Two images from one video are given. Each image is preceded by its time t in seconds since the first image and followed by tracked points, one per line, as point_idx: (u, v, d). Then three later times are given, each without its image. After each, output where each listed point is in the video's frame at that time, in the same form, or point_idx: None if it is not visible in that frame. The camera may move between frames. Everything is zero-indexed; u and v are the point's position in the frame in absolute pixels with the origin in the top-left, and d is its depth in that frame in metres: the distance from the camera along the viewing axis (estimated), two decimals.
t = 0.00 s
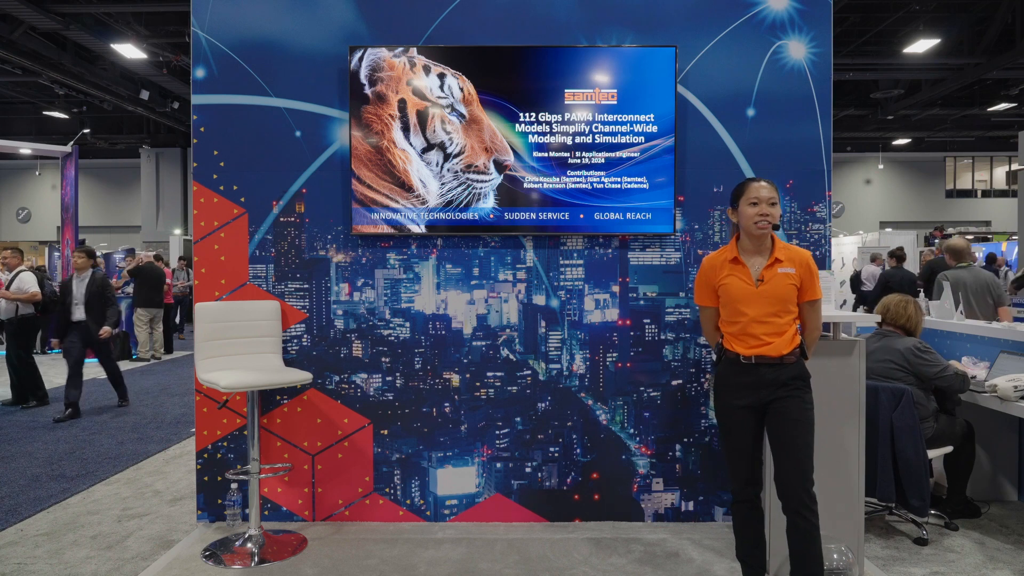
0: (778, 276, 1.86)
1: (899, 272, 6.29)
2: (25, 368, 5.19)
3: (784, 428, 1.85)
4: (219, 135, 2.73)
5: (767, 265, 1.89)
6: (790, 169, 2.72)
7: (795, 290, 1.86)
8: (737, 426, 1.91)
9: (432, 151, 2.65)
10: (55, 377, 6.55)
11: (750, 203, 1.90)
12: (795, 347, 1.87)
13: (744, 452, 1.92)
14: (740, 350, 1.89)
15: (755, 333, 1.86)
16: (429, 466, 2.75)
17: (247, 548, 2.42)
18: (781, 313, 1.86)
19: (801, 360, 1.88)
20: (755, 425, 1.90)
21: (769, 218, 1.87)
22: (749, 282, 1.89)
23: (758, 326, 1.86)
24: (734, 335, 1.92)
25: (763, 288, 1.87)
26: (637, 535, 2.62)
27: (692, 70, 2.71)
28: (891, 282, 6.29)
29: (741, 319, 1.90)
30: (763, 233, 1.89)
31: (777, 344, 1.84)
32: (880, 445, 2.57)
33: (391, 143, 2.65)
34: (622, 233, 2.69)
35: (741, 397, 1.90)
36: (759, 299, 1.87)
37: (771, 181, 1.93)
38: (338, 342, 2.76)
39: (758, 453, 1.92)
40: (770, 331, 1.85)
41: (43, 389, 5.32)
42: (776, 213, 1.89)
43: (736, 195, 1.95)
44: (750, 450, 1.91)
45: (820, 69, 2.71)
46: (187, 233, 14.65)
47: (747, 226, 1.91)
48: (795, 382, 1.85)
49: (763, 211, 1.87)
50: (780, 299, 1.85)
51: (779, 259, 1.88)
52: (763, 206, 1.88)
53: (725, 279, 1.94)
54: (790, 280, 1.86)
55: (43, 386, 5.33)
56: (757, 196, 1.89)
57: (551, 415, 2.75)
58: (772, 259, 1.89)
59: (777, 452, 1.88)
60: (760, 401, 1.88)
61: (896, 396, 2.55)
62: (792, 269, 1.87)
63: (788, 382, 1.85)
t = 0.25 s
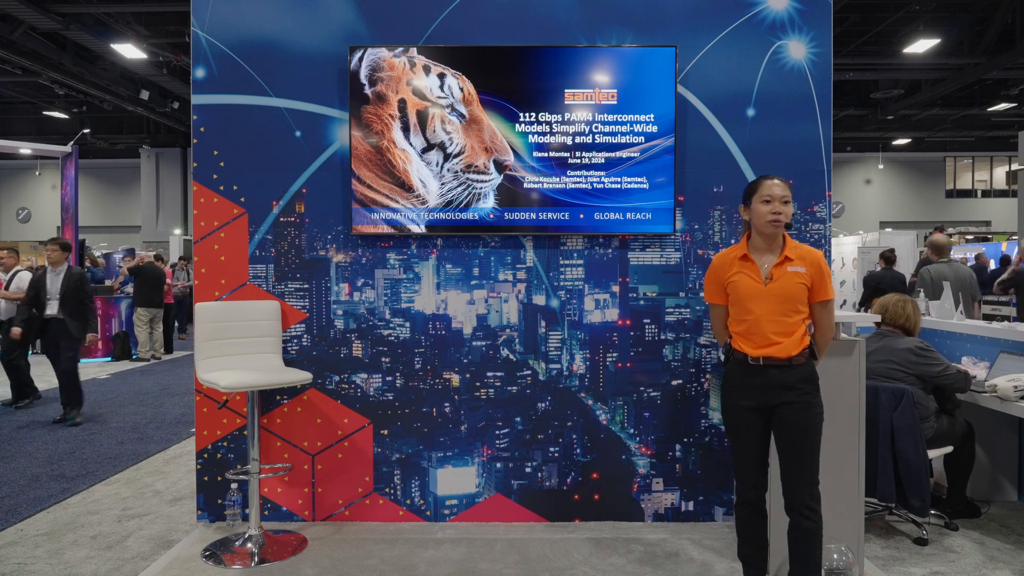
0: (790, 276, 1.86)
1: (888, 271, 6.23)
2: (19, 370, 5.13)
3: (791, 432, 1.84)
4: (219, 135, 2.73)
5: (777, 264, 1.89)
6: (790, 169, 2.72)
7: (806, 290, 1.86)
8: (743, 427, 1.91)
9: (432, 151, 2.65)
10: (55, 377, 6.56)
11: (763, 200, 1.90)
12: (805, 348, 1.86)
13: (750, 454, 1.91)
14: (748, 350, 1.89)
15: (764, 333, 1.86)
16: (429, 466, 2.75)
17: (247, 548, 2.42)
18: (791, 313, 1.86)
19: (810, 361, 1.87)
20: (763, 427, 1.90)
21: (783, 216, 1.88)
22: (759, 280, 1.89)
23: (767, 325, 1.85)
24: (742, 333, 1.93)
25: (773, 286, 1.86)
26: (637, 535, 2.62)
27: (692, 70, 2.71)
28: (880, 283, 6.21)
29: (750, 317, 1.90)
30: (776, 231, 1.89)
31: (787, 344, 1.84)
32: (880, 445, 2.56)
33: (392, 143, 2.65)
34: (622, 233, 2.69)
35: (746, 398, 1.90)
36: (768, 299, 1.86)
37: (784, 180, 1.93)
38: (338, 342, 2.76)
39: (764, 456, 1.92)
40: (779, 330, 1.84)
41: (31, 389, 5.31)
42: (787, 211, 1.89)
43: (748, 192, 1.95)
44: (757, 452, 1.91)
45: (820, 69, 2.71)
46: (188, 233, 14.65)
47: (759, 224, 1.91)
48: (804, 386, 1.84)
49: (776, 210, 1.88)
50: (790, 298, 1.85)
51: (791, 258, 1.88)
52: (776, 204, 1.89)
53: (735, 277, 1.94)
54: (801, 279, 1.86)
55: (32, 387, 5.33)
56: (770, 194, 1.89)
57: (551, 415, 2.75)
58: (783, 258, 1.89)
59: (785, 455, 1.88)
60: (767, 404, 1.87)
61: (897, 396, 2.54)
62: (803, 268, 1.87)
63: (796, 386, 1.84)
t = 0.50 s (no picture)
0: (793, 277, 1.84)
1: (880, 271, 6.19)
2: (13, 376, 5.02)
3: (794, 433, 1.83)
4: (219, 135, 2.73)
5: (785, 265, 1.88)
6: (790, 169, 2.72)
7: (812, 292, 1.83)
8: (745, 427, 1.91)
9: (432, 151, 2.65)
10: (55, 377, 6.56)
11: (761, 200, 1.91)
12: (810, 351, 1.84)
13: (753, 455, 1.91)
14: (750, 348, 1.90)
15: (766, 332, 1.86)
16: (429, 466, 2.75)
17: (247, 548, 2.42)
18: (794, 314, 1.84)
19: (815, 364, 1.84)
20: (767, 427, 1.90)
21: (769, 215, 1.88)
22: (765, 280, 1.89)
23: (770, 325, 1.85)
24: (747, 331, 1.94)
25: (777, 287, 1.86)
26: (637, 535, 2.62)
27: (692, 70, 2.71)
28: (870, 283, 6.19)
29: (754, 316, 1.91)
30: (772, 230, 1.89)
31: (788, 345, 1.83)
32: (880, 445, 2.56)
33: (392, 143, 2.65)
34: (621, 233, 2.69)
35: (748, 398, 1.90)
36: (773, 298, 1.86)
37: (792, 180, 1.91)
38: (338, 342, 2.76)
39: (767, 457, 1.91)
40: (780, 331, 1.84)
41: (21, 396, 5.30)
42: (785, 210, 1.88)
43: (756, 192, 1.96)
44: (759, 452, 1.90)
45: (820, 69, 2.71)
46: (188, 233, 14.65)
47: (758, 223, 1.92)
48: (805, 388, 1.82)
49: (768, 209, 1.89)
50: (793, 299, 1.83)
51: (798, 259, 1.86)
52: (766, 203, 1.89)
53: (745, 275, 1.96)
54: (807, 281, 1.83)
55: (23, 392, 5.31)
56: (762, 193, 1.91)
57: (551, 414, 2.75)
58: (790, 259, 1.88)
59: (788, 456, 1.87)
60: (769, 405, 1.87)
61: (896, 396, 2.54)
62: (810, 270, 1.84)
63: (798, 388, 1.82)
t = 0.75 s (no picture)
0: (780, 278, 1.83)
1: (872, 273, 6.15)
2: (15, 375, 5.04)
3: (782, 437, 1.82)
4: (219, 135, 2.73)
5: (778, 266, 1.87)
6: (790, 169, 2.72)
7: (796, 295, 1.79)
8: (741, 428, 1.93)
9: (432, 151, 2.65)
10: (55, 377, 6.56)
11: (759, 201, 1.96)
12: (792, 355, 1.80)
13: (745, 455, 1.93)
14: (741, 344, 1.96)
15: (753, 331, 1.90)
16: (429, 466, 2.75)
17: (247, 548, 2.41)
18: (778, 315, 1.83)
19: (800, 368, 1.80)
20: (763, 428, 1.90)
21: (758, 216, 1.93)
22: (759, 279, 1.92)
23: (756, 324, 1.89)
24: (745, 328, 1.99)
25: (764, 286, 1.87)
26: (637, 535, 2.62)
27: (692, 70, 2.71)
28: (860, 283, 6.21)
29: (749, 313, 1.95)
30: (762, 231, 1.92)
31: (766, 345, 1.84)
32: (880, 445, 2.56)
33: (391, 143, 2.65)
34: (621, 233, 2.69)
35: (743, 398, 1.91)
36: (760, 299, 1.88)
37: (789, 181, 1.89)
38: (338, 342, 2.76)
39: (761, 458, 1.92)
40: (762, 330, 1.86)
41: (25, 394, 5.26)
42: (776, 210, 1.88)
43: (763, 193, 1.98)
44: (754, 452, 1.92)
45: (820, 69, 2.71)
46: (188, 233, 14.65)
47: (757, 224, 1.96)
48: (788, 391, 1.80)
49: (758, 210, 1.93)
50: (774, 300, 1.83)
51: (787, 260, 1.84)
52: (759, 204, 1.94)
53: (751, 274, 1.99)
54: (792, 284, 1.80)
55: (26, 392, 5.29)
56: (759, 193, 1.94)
57: (551, 415, 2.75)
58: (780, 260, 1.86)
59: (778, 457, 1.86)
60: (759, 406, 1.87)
61: (897, 396, 2.54)
62: (797, 273, 1.80)
63: (783, 391, 1.80)
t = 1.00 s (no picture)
0: (766, 278, 1.85)
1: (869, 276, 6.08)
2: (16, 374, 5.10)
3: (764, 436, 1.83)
4: (219, 135, 2.73)
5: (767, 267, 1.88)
6: (790, 169, 2.72)
7: (778, 296, 1.80)
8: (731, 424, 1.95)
9: (432, 151, 2.65)
10: (55, 377, 6.56)
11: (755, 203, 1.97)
12: (770, 354, 1.82)
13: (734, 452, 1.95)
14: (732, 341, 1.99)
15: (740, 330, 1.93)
16: (429, 466, 2.75)
17: (247, 548, 2.41)
18: (760, 315, 1.85)
19: (779, 369, 1.80)
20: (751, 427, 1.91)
21: (752, 217, 1.94)
22: (751, 278, 1.93)
23: (743, 323, 1.92)
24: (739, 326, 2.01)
25: (752, 285, 1.89)
26: (637, 535, 2.62)
27: (692, 70, 2.71)
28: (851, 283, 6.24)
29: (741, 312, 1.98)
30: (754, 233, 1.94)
31: (749, 344, 1.87)
32: (880, 445, 2.56)
33: (391, 143, 2.65)
34: (622, 233, 2.69)
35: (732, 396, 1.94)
36: (748, 298, 1.90)
37: (782, 183, 1.88)
38: (338, 342, 2.76)
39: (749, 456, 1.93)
40: (746, 328, 1.89)
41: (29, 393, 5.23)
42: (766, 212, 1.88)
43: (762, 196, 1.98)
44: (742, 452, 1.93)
45: (820, 69, 2.71)
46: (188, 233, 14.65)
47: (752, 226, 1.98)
48: (767, 391, 1.81)
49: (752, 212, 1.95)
50: (757, 300, 1.85)
51: (774, 261, 1.85)
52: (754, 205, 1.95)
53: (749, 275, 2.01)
54: (774, 285, 1.81)
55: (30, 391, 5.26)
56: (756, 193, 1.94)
57: (551, 415, 2.75)
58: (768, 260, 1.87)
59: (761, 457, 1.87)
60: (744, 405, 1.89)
61: (897, 396, 2.54)
62: (780, 274, 1.80)
63: (763, 390, 1.82)
